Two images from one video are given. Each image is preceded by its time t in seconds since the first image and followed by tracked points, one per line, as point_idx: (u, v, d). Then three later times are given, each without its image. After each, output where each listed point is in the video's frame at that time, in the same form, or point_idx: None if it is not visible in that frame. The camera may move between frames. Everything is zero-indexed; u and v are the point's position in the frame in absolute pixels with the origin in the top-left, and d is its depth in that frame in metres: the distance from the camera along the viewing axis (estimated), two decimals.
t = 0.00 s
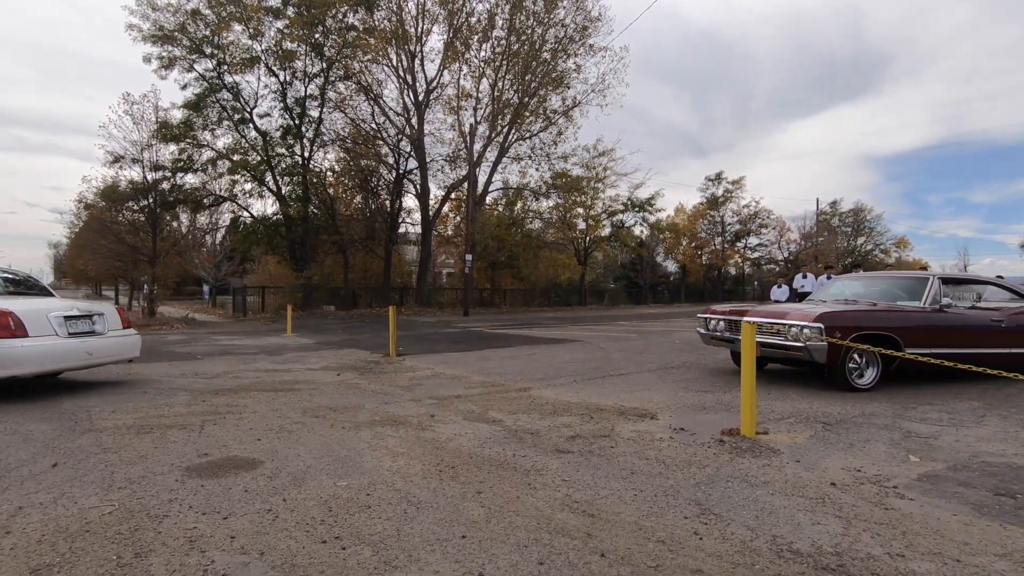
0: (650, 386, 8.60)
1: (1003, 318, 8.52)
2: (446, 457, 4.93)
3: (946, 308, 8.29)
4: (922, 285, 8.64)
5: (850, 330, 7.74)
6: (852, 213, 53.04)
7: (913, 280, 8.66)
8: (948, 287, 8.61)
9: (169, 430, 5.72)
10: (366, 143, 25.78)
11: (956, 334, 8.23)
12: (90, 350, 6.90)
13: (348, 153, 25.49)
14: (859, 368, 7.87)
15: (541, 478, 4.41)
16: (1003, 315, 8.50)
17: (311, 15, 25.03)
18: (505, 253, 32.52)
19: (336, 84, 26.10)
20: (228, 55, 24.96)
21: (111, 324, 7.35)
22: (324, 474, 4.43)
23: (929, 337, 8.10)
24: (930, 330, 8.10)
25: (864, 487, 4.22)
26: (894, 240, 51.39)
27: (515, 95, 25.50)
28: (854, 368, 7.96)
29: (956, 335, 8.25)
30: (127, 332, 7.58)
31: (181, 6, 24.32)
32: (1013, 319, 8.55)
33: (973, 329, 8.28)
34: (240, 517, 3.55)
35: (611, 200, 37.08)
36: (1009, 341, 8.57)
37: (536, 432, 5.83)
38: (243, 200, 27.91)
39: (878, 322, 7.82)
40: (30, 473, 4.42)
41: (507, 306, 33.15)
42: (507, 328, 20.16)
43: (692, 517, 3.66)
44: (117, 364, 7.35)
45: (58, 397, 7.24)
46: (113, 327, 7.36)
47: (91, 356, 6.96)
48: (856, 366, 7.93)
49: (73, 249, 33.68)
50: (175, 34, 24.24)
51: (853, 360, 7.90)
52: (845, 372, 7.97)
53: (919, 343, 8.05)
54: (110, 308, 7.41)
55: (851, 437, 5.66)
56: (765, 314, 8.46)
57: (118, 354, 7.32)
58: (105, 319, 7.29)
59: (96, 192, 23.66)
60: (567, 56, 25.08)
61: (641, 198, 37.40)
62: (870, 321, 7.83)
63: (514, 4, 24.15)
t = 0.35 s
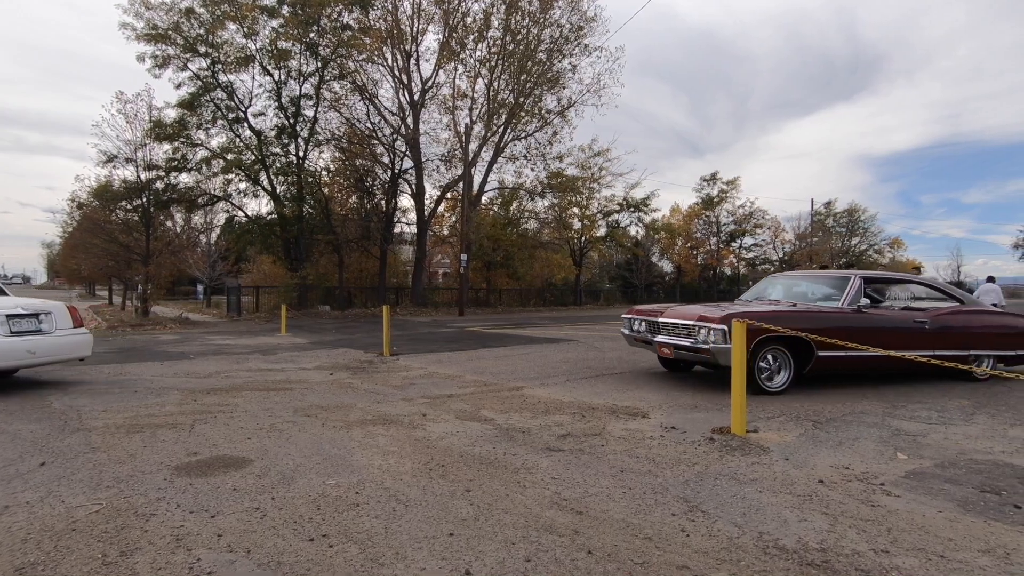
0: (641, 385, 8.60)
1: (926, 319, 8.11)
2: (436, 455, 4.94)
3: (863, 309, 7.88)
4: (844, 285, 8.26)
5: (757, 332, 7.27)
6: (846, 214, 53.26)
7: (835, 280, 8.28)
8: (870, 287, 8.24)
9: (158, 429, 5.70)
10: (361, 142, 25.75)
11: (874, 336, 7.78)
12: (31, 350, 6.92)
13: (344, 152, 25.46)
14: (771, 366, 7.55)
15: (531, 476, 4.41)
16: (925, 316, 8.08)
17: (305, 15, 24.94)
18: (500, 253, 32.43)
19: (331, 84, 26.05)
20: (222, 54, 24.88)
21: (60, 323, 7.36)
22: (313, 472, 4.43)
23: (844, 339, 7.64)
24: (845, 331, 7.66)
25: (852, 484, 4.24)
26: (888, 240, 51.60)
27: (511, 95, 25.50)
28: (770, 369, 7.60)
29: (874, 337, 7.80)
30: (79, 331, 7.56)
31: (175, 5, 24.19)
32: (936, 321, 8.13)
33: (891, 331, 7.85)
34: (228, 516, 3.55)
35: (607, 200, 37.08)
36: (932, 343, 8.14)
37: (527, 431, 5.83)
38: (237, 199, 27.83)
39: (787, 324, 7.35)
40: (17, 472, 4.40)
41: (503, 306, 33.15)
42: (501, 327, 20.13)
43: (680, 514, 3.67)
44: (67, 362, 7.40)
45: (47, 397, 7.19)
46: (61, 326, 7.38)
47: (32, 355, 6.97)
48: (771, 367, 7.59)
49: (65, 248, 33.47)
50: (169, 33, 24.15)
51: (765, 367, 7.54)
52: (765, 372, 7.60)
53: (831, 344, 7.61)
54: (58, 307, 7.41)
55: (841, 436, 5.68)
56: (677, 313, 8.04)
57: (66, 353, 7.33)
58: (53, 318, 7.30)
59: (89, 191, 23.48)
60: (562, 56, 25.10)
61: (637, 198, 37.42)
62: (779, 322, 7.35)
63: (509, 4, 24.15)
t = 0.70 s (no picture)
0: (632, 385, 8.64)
1: (849, 320, 7.86)
2: (428, 456, 4.96)
3: (779, 310, 7.67)
4: (763, 285, 8.09)
5: (661, 334, 7.10)
6: (838, 215, 53.61)
7: (754, 281, 8.10)
8: (791, 288, 8.04)
9: (150, 431, 5.70)
10: (354, 142, 25.72)
11: (790, 338, 7.58)
12: None
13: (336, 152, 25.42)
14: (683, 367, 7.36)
15: (523, 477, 4.43)
16: (847, 318, 7.84)
17: (299, 14, 24.89)
18: (494, 253, 32.47)
19: (324, 83, 25.99)
20: (214, 53, 24.79)
21: None
22: (306, 474, 4.43)
23: (756, 341, 7.45)
24: (757, 334, 7.46)
25: (840, 485, 4.28)
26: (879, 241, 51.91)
27: (504, 95, 25.51)
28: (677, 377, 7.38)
29: (791, 340, 7.60)
30: (16, 331, 7.87)
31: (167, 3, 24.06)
32: (860, 323, 7.87)
33: (810, 333, 7.63)
34: (219, 518, 3.55)
35: (600, 201, 37.16)
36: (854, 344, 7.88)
37: (520, 431, 5.86)
38: (230, 199, 27.73)
39: (693, 327, 7.18)
40: (5, 475, 4.39)
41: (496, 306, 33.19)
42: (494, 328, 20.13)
43: (670, 514, 3.70)
44: (4, 361, 7.73)
45: (37, 398, 7.18)
46: None
47: None
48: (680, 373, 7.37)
49: (55, 249, 33.22)
50: (161, 32, 24.05)
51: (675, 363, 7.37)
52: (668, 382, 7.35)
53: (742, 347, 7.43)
54: None
55: (830, 436, 5.73)
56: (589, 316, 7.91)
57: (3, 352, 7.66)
58: None
59: (79, 190, 23.31)
60: (555, 57, 25.14)
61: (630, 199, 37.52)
62: (685, 324, 7.18)
63: (502, 4, 24.18)
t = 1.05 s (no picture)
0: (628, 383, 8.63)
1: (780, 320, 7.60)
2: (424, 453, 4.94)
3: (705, 309, 7.39)
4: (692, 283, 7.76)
5: (573, 335, 6.76)
6: (833, 215, 53.75)
7: (681, 278, 7.81)
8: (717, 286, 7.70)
9: (143, 428, 5.66)
10: (350, 141, 25.65)
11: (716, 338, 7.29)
12: None
13: (332, 151, 25.38)
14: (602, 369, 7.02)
15: (519, 473, 4.42)
16: (778, 318, 7.58)
17: (295, 12, 24.83)
18: (490, 253, 32.44)
19: (320, 82, 25.93)
20: (209, 51, 24.67)
21: None
22: (300, 471, 4.40)
23: (677, 342, 7.14)
24: (680, 334, 7.17)
25: (836, 480, 4.28)
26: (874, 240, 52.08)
27: (500, 94, 25.46)
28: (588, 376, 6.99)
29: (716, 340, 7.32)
30: None
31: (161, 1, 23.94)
32: (792, 323, 7.62)
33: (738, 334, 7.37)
34: (212, 515, 3.52)
35: (596, 200, 37.18)
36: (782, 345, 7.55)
37: (516, 429, 5.84)
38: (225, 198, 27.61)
39: (607, 327, 6.84)
40: None
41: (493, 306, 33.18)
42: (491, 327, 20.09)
43: (667, 510, 3.69)
44: None
45: (29, 397, 7.12)
46: None
47: None
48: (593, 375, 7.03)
49: (48, 248, 33.01)
50: (155, 29, 23.92)
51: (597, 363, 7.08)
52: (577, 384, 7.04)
53: (663, 348, 7.12)
54: None
55: (826, 432, 5.73)
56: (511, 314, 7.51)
57: None
58: None
59: (72, 189, 23.15)
60: (551, 56, 25.12)
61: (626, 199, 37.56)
62: (599, 324, 6.84)
63: (498, 3, 24.15)
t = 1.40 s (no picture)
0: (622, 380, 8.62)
1: (706, 315, 7.25)
2: (418, 448, 4.92)
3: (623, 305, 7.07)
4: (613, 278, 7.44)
5: (473, 332, 6.54)
6: (826, 215, 53.95)
7: (602, 273, 7.49)
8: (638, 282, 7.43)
9: (134, 425, 5.62)
10: (345, 140, 25.55)
11: (631, 335, 6.95)
12: None
13: (326, 150, 25.32)
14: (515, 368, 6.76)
15: (514, 468, 4.41)
16: (702, 313, 7.22)
17: (289, 10, 24.75)
18: (485, 252, 32.40)
19: (315, 80, 25.86)
20: (202, 48, 24.56)
21: None
22: (293, 467, 4.37)
23: (592, 340, 6.83)
24: (593, 330, 6.84)
25: (831, 473, 4.29)
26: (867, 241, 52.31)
27: (495, 93, 25.41)
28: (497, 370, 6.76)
29: (633, 337, 6.98)
30: None
31: None
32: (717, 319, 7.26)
33: (657, 330, 7.01)
34: (203, 510, 3.49)
35: (591, 200, 37.23)
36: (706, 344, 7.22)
37: (510, 425, 5.82)
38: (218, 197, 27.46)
39: (510, 323, 6.60)
40: None
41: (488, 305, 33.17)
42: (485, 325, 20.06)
43: (661, 503, 3.68)
44: None
45: (18, 394, 7.06)
46: None
47: None
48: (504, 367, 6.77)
49: (39, 247, 32.75)
50: (147, 26, 23.77)
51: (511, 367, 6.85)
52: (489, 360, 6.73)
53: (575, 346, 6.79)
54: None
55: (820, 428, 5.74)
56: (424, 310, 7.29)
57: None
58: None
59: (64, 187, 22.96)
60: (546, 55, 25.10)
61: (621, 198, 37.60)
62: (501, 321, 6.60)
63: (494, 2, 24.13)
